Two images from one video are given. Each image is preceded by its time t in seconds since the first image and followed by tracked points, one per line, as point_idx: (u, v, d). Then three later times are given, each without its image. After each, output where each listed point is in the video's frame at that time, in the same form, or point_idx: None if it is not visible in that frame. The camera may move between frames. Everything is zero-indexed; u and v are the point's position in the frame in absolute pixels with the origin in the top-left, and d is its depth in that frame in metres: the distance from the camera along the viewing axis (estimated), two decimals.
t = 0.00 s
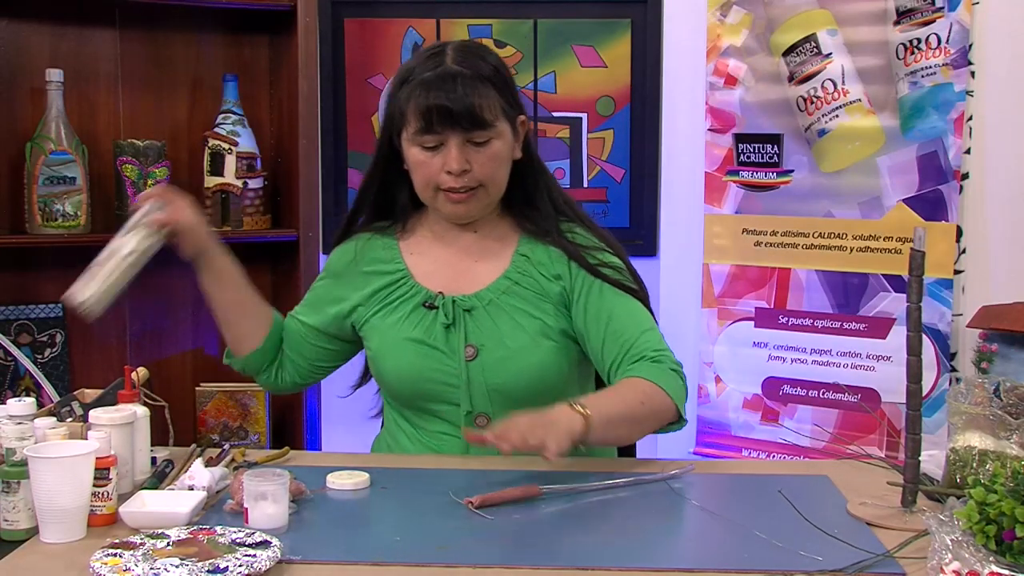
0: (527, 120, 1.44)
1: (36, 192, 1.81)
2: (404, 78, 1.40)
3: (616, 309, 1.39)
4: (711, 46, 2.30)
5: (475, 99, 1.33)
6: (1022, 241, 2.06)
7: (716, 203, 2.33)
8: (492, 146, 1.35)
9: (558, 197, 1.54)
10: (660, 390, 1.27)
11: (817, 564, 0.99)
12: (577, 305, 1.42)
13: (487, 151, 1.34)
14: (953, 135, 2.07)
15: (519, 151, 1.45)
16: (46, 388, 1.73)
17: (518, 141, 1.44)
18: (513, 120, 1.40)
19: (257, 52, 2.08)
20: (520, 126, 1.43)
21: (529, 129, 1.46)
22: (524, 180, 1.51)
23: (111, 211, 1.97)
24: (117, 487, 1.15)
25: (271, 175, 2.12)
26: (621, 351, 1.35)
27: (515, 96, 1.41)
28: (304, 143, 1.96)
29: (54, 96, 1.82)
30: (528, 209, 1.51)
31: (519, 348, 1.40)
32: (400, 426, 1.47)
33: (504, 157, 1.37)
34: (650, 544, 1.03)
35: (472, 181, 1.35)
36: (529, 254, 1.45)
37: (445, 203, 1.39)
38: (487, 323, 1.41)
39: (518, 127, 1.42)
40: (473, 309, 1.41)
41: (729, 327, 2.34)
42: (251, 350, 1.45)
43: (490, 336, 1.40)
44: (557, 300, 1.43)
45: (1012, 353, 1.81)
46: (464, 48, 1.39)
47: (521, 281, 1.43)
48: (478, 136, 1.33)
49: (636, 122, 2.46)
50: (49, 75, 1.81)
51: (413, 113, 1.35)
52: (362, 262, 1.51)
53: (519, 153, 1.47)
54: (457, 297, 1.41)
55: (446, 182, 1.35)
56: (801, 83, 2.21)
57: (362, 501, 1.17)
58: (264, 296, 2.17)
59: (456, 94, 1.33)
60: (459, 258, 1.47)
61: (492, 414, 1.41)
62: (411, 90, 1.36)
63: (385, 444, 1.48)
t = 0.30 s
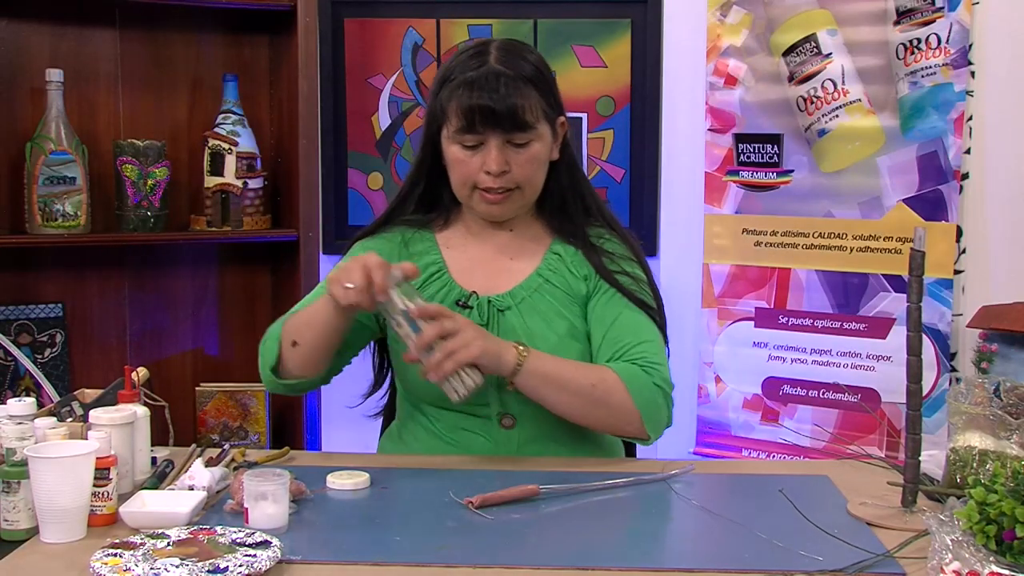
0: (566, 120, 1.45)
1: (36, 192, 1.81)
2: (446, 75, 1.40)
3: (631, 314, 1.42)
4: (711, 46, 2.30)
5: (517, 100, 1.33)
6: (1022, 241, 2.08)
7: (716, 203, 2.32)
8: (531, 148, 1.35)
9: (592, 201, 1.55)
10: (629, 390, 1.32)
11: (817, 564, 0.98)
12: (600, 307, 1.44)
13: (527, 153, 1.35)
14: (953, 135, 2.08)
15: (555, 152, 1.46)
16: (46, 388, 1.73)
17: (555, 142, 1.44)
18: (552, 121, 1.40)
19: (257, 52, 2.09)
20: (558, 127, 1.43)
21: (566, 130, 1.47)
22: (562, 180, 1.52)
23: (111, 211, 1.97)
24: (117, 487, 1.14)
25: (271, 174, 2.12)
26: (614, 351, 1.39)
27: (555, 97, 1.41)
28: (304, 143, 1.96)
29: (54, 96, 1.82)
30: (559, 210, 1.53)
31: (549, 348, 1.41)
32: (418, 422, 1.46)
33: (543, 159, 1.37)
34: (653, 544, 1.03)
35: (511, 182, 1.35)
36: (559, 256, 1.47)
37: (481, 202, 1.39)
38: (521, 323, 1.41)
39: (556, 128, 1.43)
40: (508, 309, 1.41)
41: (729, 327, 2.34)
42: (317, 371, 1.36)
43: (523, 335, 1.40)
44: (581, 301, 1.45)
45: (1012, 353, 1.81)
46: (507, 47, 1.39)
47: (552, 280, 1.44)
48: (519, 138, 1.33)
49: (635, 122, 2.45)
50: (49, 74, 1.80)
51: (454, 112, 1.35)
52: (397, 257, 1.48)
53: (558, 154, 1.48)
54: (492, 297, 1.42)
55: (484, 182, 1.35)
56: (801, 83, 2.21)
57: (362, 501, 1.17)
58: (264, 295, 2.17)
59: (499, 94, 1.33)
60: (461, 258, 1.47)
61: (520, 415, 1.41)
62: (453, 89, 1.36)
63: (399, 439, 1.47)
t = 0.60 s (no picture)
0: (575, 121, 1.44)
1: (35, 192, 1.81)
2: (455, 77, 1.40)
3: (653, 315, 1.42)
4: (711, 46, 2.30)
5: (525, 102, 1.33)
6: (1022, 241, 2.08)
7: (716, 203, 2.32)
8: (539, 150, 1.35)
9: (608, 207, 1.57)
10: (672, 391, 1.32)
11: (818, 565, 0.98)
12: (618, 310, 1.45)
13: (535, 155, 1.34)
14: (953, 135, 2.08)
15: (565, 152, 1.45)
16: (45, 387, 1.73)
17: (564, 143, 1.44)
18: (561, 122, 1.40)
19: (257, 52, 2.09)
20: (568, 128, 1.43)
21: (577, 130, 1.46)
22: (576, 181, 1.53)
23: (111, 211, 1.97)
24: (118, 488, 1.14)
25: (271, 174, 2.12)
26: (651, 353, 1.40)
27: (564, 98, 1.41)
28: (304, 143, 1.96)
29: (54, 97, 1.82)
30: (577, 211, 1.53)
31: (569, 351, 1.41)
32: (430, 422, 1.46)
33: (551, 161, 1.37)
34: (654, 544, 1.03)
35: (519, 184, 1.35)
36: (577, 260, 1.47)
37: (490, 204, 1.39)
38: (539, 327, 1.42)
39: (566, 129, 1.42)
40: (525, 311, 1.42)
41: (729, 327, 2.34)
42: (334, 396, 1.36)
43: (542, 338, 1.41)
44: (600, 304, 1.46)
45: (1012, 353, 1.81)
46: (515, 48, 1.39)
47: (570, 283, 1.45)
48: (527, 140, 1.33)
49: (635, 123, 2.45)
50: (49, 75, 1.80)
51: (461, 114, 1.35)
52: (413, 258, 1.49)
53: (570, 154, 1.48)
54: (510, 300, 1.42)
55: (492, 184, 1.35)
56: (801, 83, 2.21)
57: (362, 501, 1.17)
58: (264, 295, 2.17)
59: (507, 96, 1.33)
60: (462, 258, 1.47)
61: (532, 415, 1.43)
62: (460, 90, 1.37)
63: (410, 438, 1.46)
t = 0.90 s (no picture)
0: (579, 121, 1.44)
1: (35, 192, 1.81)
2: (459, 77, 1.40)
3: (657, 323, 1.42)
4: (711, 46, 2.30)
5: (528, 104, 1.33)
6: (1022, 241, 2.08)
7: (716, 203, 2.33)
8: (542, 152, 1.35)
9: (615, 209, 1.57)
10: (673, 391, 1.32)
11: (818, 565, 0.99)
12: (622, 315, 1.45)
13: (538, 157, 1.34)
14: (953, 135, 2.08)
15: (569, 152, 1.45)
16: (45, 388, 1.73)
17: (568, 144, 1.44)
18: (565, 123, 1.40)
19: (257, 52, 2.09)
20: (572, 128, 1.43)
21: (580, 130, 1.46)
22: (584, 181, 1.53)
23: (111, 211, 1.97)
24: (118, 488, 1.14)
25: (271, 174, 2.12)
26: (652, 360, 1.39)
27: (568, 98, 1.41)
28: (304, 143, 1.96)
29: (54, 98, 1.82)
30: (584, 210, 1.53)
31: (572, 355, 1.40)
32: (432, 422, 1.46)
33: (554, 162, 1.37)
34: (654, 544, 1.03)
35: (522, 185, 1.35)
36: (583, 263, 1.47)
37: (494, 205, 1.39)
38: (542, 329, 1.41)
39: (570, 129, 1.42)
40: (529, 314, 1.42)
41: (729, 327, 2.34)
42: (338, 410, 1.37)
43: (545, 340, 1.41)
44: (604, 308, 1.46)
45: (1012, 353, 1.81)
46: (518, 49, 1.39)
47: (574, 287, 1.45)
48: (530, 142, 1.33)
49: (636, 123, 2.45)
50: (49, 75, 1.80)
51: (464, 115, 1.35)
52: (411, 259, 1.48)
53: (574, 154, 1.48)
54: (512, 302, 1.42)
55: (495, 186, 1.35)
56: (801, 83, 2.21)
57: (362, 501, 1.17)
58: (264, 295, 2.17)
59: (510, 98, 1.33)
60: (462, 260, 1.47)
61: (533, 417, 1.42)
62: (463, 91, 1.37)
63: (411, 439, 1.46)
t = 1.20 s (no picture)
0: (572, 122, 1.44)
1: (36, 192, 1.81)
2: (451, 78, 1.41)
3: (651, 321, 1.42)
4: (711, 46, 2.30)
5: (519, 106, 1.33)
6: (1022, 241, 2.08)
7: (716, 203, 2.33)
8: (533, 155, 1.34)
9: (609, 208, 1.57)
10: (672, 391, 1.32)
11: (818, 565, 0.99)
12: (616, 313, 1.45)
13: (529, 160, 1.34)
14: (953, 135, 2.08)
15: (562, 154, 1.45)
16: (46, 388, 1.73)
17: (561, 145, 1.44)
18: (557, 125, 1.40)
19: (257, 52, 2.09)
20: (565, 129, 1.43)
21: (574, 130, 1.47)
22: (577, 180, 1.53)
23: (111, 211, 1.97)
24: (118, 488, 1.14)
25: (271, 174, 2.12)
26: (646, 358, 1.39)
27: (560, 99, 1.41)
28: (304, 143, 1.95)
29: (54, 98, 1.82)
30: (577, 211, 1.53)
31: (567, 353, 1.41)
32: (429, 423, 1.46)
33: (546, 164, 1.36)
34: (654, 544, 1.03)
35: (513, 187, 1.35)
36: (576, 262, 1.47)
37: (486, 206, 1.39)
38: (536, 329, 1.42)
39: (563, 130, 1.42)
40: (523, 313, 1.42)
41: (728, 327, 2.34)
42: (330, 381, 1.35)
43: (538, 339, 1.42)
44: (599, 307, 1.46)
45: (1012, 353, 1.80)
46: (511, 51, 1.39)
47: (569, 286, 1.45)
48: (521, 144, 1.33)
49: (635, 123, 2.45)
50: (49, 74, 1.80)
51: (455, 118, 1.35)
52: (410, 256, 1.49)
53: (568, 154, 1.48)
54: (507, 300, 1.42)
55: (486, 187, 1.35)
56: (801, 83, 2.21)
57: (361, 502, 1.17)
58: (264, 295, 2.17)
59: (501, 100, 1.33)
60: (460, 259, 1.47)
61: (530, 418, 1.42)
62: (455, 94, 1.37)
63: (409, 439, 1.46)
